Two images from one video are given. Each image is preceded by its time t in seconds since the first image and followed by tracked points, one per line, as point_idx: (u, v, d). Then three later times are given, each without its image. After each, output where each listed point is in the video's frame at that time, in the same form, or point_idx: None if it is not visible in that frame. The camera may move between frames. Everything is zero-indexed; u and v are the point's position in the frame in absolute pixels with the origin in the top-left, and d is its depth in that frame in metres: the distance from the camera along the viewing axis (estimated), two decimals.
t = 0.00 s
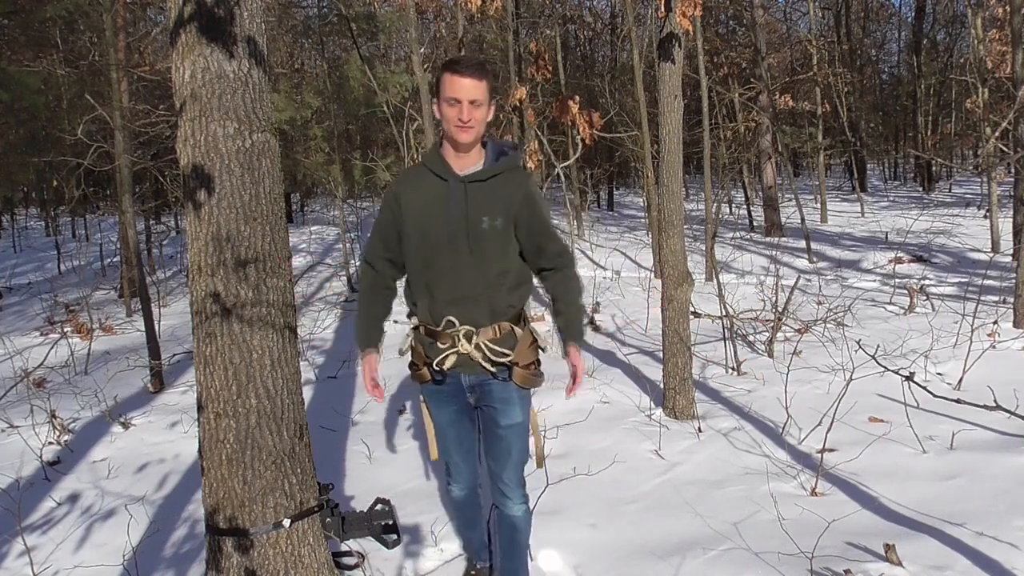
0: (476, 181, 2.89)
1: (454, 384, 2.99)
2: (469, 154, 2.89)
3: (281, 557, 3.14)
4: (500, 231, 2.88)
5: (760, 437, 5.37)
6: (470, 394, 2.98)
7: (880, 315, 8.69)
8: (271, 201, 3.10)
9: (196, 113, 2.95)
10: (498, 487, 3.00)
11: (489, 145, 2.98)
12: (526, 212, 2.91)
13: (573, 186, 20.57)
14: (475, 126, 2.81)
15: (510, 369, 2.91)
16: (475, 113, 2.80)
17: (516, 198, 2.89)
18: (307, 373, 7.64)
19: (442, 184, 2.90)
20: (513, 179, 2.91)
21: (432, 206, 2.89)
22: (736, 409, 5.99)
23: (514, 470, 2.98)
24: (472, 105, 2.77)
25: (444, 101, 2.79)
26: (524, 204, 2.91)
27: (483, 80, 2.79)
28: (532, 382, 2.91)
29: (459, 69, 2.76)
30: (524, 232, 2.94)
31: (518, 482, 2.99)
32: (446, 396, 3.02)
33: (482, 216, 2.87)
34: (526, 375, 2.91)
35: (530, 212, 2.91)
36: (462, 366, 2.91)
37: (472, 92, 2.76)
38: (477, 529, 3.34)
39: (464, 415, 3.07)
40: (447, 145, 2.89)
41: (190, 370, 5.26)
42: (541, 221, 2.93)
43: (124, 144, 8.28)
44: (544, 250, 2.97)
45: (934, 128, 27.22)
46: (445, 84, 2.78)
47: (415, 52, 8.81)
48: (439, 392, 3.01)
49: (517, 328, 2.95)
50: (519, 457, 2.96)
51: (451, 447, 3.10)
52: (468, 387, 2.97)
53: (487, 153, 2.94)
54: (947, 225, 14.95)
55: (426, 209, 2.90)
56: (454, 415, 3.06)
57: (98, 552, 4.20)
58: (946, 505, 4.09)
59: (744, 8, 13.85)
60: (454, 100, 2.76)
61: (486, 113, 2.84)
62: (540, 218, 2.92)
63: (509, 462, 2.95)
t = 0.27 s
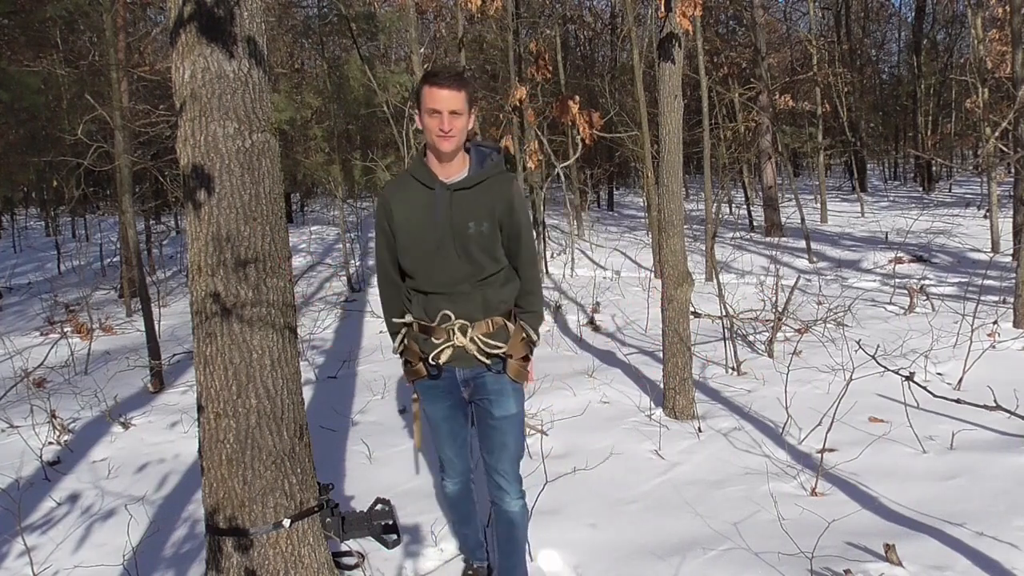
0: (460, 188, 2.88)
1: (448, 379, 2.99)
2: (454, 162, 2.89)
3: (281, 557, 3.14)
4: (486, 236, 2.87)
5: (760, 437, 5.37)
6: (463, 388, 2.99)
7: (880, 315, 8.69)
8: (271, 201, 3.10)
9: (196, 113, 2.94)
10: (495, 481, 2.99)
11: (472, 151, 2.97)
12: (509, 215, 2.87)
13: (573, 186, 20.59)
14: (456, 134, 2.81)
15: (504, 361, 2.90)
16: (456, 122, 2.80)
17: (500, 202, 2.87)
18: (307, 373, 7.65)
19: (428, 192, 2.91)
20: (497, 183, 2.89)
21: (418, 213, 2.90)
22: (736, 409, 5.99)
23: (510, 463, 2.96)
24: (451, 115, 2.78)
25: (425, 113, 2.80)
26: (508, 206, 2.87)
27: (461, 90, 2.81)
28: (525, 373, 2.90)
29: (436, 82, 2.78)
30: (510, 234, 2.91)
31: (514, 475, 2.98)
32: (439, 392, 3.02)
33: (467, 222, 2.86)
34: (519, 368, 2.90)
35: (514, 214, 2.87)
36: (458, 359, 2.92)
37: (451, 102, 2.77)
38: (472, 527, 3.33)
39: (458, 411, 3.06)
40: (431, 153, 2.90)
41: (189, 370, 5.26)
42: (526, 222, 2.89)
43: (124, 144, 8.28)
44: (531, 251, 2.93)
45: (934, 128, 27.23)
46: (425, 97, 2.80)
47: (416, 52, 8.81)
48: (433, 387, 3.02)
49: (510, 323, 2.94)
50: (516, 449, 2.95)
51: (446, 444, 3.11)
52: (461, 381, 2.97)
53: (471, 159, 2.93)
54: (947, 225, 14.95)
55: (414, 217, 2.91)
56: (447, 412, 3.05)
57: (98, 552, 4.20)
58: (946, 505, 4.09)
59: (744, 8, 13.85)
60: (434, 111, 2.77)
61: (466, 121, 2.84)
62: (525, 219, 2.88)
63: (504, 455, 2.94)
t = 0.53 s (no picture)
0: (453, 186, 2.88)
1: (444, 375, 2.99)
2: (446, 162, 2.88)
3: (281, 557, 3.14)
4: (480, 232, 2.87)
5: (760, 437, 5.37)
6: (459, 383, 2.99)
7: (880, 315, 8.69)
8: (271, 200, 3.10)
9: (196, 113, 2.95)
10: (492, 477, 2.99)
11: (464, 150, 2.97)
12: (502, 210, 2.87)
13: (573, 186, 20.60)
14: (449, 134, 2.81)
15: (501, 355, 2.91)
16: (449, 123, 2.79)
17: (493, 199, 2.87)
18: (307, 373, 7.65)
19: (421, 191, 2.91)
20: (490, 180, 2.89)
21: (412, 211, 2.91)
22: (736, 409, 5.99)
23: (506, 458, 2.95)
24: (444, 115, 2.77)
25: (418, 114, 2.79)
26: (499, 202, 2.87)
27: (455, 91, 2.79)
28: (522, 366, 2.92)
29: (429, 82, 2.76)
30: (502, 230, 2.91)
31: (511, 470, 2.98)
32: (435, 389, 3.02)
33: (460, 219, 2.86)
34: (516, 361, 2.92)
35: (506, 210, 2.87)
36: (454, 355, 2.92)
37: (445, 103, 2.75)
38: (472, 527, 3.32)
39: (454, 407, 3.06)
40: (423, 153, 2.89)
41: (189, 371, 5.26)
42: (517, 218, 2.89)
43: (124, 145, 8.28)
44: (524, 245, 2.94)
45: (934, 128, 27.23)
46: (418, 97, 2.78)
47: (415, 52, 8.81)
48: (429, 385, 3.02)
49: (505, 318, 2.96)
50: (512, 443, 2.95)
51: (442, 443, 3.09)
52: (457, 377, 2.97)
53: (464, 158, 2.93)
54: (947, 225, 14.95)
55: (407, 215, 2.91)
56: (444, 410, 3.05)
57: (98, 552, 4.20)
58: (946, 505, 4.09)
59: (744, 8, 13.85)
60: (427, 111, 2.75)
61: (460, 122, 2.83)
62: (516, 215, 2.88)
63: (500, 450, 2.94)
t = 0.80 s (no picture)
0: (453, 186, 2.88)
1: (446, 375, 3.00)
2: (446, 164, 2.89)
3: (281, 557, 3.14)
4: (480, 233, 2.87)
5: (760, 437, 5.37)
6: (461, 383, 2.99)
7: (880, 315, 8.69)
8: (271, 200, 3.10)
9: (196, 113, 2.95)
10: (493, 477, 2.97)
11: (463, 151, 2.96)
12: (502, 210, 2.87)
13: (573, 186, 20.60)
14: (447, 139, 2.81)
15: (502, 353, 2.92)
16: (448, 128, 2.79)
17: (493, 198, 2.86)
18: (307, 373, 7.64)
19: (421, 192, 2.92)
20: (489, 181, 2.88)
21: (412, 211, 2.91)
22: (736, 409, 5.99)
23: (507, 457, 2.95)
24: (443, 120, 2.76)
25: (417, 118, 2.78)
26: (499, 202, 2.87)
27: (453, 95, 2.78)
28: (525, 364, 2.92)
29: (427, 86, 2.75)
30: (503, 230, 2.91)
31: (512, 470, 2.97)
32: (436, 389, 3.03)
33: (459, 219, 2.86)
34: (519, 359, 2.92)
35: (506, 210, 2.87)
36: (456, 355, 2.92)
37: (443, 108, 2.74)
38: (472, 527, 3.31)
39: (455, 408, 3.07)
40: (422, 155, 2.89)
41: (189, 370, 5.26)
42: (517, 217, 2.89)
43: (124, 145, 8.28)
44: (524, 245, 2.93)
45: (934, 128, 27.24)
46: (416, 102, 2.77)
47: (415, 51, 8.80)
48: (430, 385, 3.03)
49: (506, 317, 2.96)
50: (513, 443, 2.94)
51: (443, 444, 3.11)
52: (459, 376, 2.98)
53: (463, 160, 2.93)
54: (947, 225, 14.95)
55: (408, 215, 2.92)
56: (445, 410, 3.05)
57: (98, 552, 4.20)
58: (946, 505, 4.09)
59: (744, 8, 13.84)
60: (426, 116, 2.75)
61: (458, 126, 2.83)
62: (516, 215, 2.88)
63: (501, 448, 2.93)
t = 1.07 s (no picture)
0: (462, 192, 2.88)
1: (450, 383, 2.99)
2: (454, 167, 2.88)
3: (281, 557, 3.14)
4: (488, 240, 2.87)
5: (760, 437, 5.37)
6: (465, 391, 2.99)
7: (880, 315, 8.69)
8: (271, 201, 3.10)
9: (196, 113, 2.94)
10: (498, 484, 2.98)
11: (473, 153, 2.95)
12: (511, 217, 2.87)
13: (574, 186, 20.60)
14: (456, 139, 2.80)
15: (506, 362, 2.91)
16: (457, 127, 2.79)
17: (503, 205, 2.87)
18: (307, 373, 7.65)
19: (428, 195, 2.91)
20: (499, 187, 2.88)
21: (419, 215, 2.90)
22: (736, 409, 5.99)
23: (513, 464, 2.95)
24: (453, 119, 2.76)
25: (427, 115, 2.77)
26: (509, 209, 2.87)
27: (465, 94, 2.78)
28: (529, 373, 2.92)
29: (439, 84, 2.74)
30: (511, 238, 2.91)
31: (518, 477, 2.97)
32: (439, 397, 3.03)
33: (467, 225, 2.86)
34: (523, 367, 2.92)
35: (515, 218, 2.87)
36: (459, 364, 2.92)
37: (454, 107, 2.74)
38: (474, 530, 3.33)
39: (459, 414, 3.06)
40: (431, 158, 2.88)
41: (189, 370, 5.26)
42: (526, 225, 2.89)
43: (124, 145, 8.28)
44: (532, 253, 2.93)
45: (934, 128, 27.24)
46: (427, 99, 2.76)
47: (415, 51, 8.80)
48: (433, 393, 3.03)
49: (511, 324, 2.95)
50: (518, 450, 2.94)
51: (445, 450, 3.11)
52: (463, 384, 2.97)
53: (472, 163, 2.92)
54: (947, 225, 14.95)
55: (414, 220, 2.90)
56: (448, 417, 3.06)
57: (98, 552, 4.20)
58: (946, 505, 4.09)
59: (744, 8, 13.84)
60: (436, 114, 2.74)
61: (468, 126, 2.82)
62: (525, 223, 2.88)
63: (506, 453, 2.94)
